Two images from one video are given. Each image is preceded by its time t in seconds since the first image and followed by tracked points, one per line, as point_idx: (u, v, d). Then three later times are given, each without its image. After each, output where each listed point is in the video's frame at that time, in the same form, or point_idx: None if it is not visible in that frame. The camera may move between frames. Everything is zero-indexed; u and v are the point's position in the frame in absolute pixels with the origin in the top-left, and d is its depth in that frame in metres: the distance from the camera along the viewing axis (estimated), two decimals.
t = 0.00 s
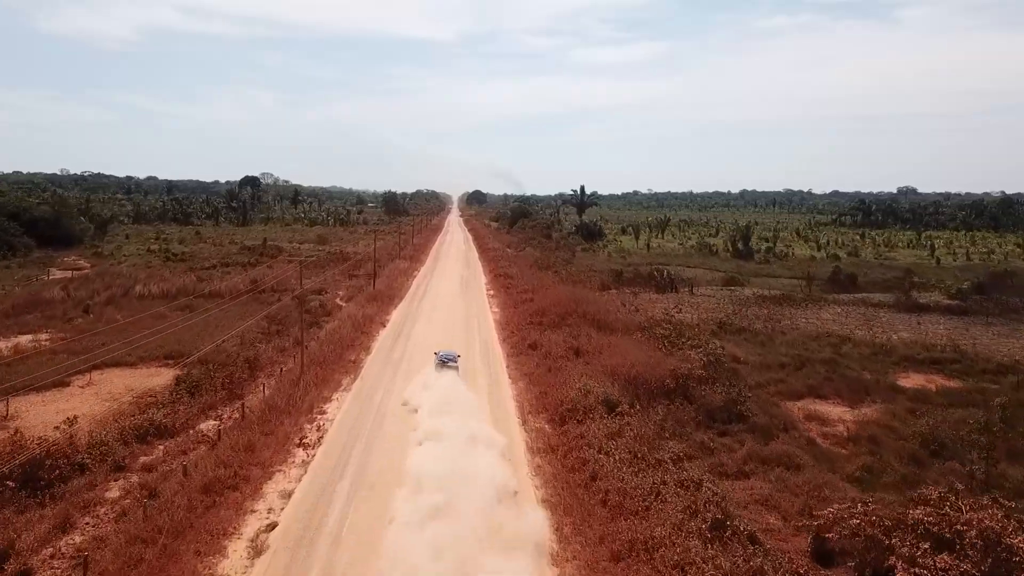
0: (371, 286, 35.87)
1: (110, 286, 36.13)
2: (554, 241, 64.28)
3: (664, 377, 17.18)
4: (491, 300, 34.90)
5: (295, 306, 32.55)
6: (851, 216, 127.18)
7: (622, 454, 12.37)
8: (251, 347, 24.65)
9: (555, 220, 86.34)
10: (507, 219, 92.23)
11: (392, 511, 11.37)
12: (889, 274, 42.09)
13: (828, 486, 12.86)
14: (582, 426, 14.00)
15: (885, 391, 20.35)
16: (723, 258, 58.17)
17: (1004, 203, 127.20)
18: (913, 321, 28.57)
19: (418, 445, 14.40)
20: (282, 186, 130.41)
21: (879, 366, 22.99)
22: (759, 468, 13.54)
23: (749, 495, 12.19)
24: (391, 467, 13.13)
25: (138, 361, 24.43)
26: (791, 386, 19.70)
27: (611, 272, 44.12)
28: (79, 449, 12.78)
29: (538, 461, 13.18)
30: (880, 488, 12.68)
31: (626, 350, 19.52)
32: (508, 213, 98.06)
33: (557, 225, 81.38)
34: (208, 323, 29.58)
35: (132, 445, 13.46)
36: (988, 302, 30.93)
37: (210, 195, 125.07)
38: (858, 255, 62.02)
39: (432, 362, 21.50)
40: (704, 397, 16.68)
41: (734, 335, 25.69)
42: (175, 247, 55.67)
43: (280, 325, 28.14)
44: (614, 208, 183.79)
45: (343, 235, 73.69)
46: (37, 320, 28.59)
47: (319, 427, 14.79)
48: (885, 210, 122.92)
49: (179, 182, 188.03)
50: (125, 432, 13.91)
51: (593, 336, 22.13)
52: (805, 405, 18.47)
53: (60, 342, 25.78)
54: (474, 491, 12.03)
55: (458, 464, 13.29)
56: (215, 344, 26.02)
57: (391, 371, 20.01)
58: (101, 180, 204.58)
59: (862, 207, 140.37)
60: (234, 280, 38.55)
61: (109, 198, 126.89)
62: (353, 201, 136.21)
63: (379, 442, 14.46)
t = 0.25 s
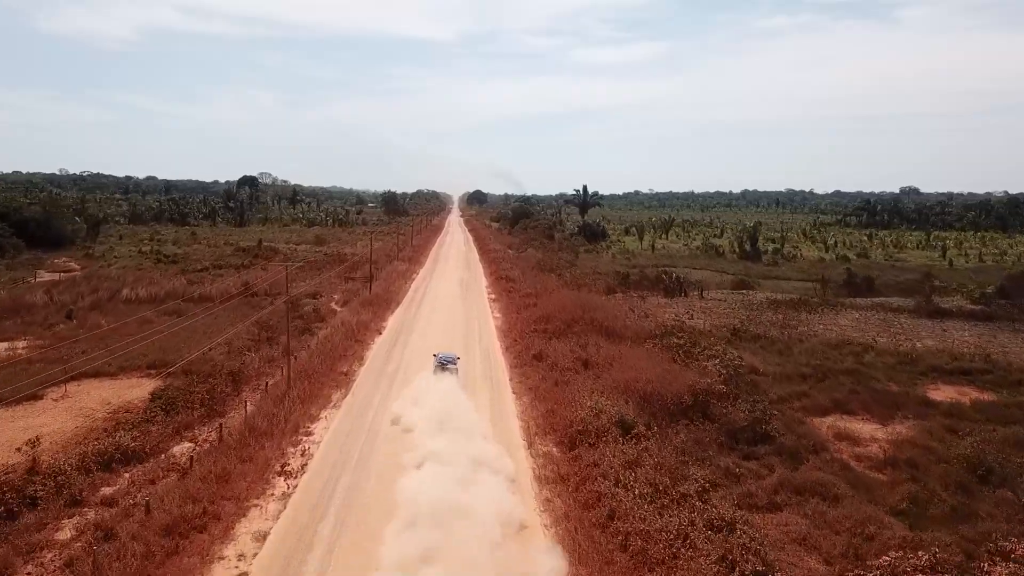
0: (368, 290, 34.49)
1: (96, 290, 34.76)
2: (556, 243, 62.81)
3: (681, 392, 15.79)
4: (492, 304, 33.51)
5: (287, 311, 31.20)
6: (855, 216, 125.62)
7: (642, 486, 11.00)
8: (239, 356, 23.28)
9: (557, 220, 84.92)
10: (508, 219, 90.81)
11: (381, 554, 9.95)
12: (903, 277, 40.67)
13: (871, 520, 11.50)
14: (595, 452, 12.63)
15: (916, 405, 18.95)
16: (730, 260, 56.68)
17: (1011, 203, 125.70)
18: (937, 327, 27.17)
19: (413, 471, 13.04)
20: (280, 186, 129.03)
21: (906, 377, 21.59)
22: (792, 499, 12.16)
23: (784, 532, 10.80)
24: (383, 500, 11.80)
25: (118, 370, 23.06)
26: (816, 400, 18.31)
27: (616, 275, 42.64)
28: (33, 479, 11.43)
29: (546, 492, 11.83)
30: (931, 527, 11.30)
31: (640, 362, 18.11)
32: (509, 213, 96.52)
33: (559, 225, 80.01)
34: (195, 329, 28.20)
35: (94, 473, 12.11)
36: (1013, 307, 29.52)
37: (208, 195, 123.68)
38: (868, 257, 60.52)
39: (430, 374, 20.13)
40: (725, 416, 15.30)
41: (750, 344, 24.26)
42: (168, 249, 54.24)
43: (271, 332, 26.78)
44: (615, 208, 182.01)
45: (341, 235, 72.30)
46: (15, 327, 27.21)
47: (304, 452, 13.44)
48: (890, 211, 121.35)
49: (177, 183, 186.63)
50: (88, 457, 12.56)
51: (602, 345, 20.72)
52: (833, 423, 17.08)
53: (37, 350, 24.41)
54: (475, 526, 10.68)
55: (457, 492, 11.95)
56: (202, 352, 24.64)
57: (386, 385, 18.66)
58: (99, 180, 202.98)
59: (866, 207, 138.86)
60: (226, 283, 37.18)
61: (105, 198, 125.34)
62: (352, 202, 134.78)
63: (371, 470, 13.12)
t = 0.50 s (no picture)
0: (366, 294, 33.14)
1: (85, 293, 33.47)
2: (562, 244, 61.39)
3: (704, 410, 14.38)
4: (496, 308, 32.08)
5: (282, 317, 29.85)
6: (863, 217, 123.97)
7: (669, 529, 9.62)
8: (228, 367, 21.92)
9: (562, 220, 83.55)
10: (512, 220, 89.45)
11: None
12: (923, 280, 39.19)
13: (928, 565, 10.08)
14: (613, 486, 11.23)
15: (955, 422, 17.52)
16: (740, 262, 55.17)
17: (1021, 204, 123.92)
18: (966, 335, 25.72)
19: (409, 503, 11.64)
20: (282, 186, 127.84)
21: (940, 390, 20.16)
22: (835, 538, 10.74)
23: None
24: (375, 540, 10.41)
25: (99, 381, 21.72)
26: (848, 418, 16.90)
27: (624, 278, 41.19)
28: None
29: (559, 530, 10.46)
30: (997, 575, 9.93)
31: (657, 376, 16.71)
32: (513, 213, 95.06)
33: (563, 226, 78.62)
34: (184, 336, 26.85)
35: (48, 508, 10.76)
36: None
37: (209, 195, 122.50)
38: (882, 259, 58.95)
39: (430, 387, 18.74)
40: (753, 439, 13.89)
41: (770, 353, 22.81)
42: (164, 250, 52.94)
43: (263, 340, 25.43)
44: (620, 208, 180.43)
45: (342, 236, 71.00)
46: None
47: (286, 481, 12.07)
48: (899, 211, 119.58)
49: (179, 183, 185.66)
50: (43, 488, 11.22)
51: (614, 356, 19.31)
52: (869, 443, 15.65)
53: (16, 358, 23.10)
54: (479, 569, 9.33)
55: (459, 529, 10.56)
56: (189, 361, 23.29)
57: (383, 400, 17.26)
58: (102, 179, 202.10)
59: (874, 207, 137.14)
60: (220, 286, 35.85)
61: (105, 198, 124.10)
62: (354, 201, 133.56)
63: (363, 504, 11.72)
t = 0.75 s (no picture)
0: (362, 298, 31.76)
1: (68, 297, 32.12)
2: (564, 245, 59.97)
3: (727, 433, 13.03)
4: (498, 312, 30.66)
5: (272, 324, 28.49)
6: (867, 216, 122.67)
7: None
8: (211, 380, 20.52)
9: (563, 220, 82.21)
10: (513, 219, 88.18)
11: None
12: (940, 284, 37.84)
13: None
14: (631, 528, 9.94)
15: (996, 441, 16.13)
16: (746, 264, 53.77)
17: None
18: (993, 343, 24.36)
19: (399, 547, 10.22)
20: (280, 186, 126.51)
21: (974, 404, 18.78)
22: None
23: None
24: None
25: (74, 394, 20.33)
26: (881, 438, 15.53)
27: (629, 281, 39.80)
28: None
29: None
30: None
31: (673, 393, 15.34)
32: (513, 213, 93.64)
33: (565, 226, 77.26)
34: (168, 344, 25.46)
35: None
36: None
37: (206, 195, 121.15)
38: (892, 260, 57.56)
39: (425, 404, 17.33)
40: (783, 467, 12.50)
41: (789, 364, 21.42)
42: (155, 252, 51.53)
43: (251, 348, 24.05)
44: (621, 208, 179.08)
45: (340, 237, 69.70)
46: None
47: (261, 519, 10.74)
48: (904, 210, 118.07)
49: (177, 183, 184.57)
50: None
51: (624, 370, 17.94)
52: (907, 468, 14.26)
53: None
54: None
55: None
56: (171, 373, 21.90)
57: (374, 419, 15.86)
58: (99, 179, 200.49)
59: (879, 207, 135.76)
60: (209, 290, 34.47)
61: (101, 199, 122.47)
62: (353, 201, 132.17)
63: (347, 547, 10.29)
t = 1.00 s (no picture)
0: (356, 303, 30.40)
1: (50, 301, 30.71)
2: (566, 246, 58.62)
3: (757, 462, 11.66)
4: (498, 318, 29.29)
5: (262, 331, 27.13)
6: (871, 216, 121.34)
7: None
8: (192, 394, 19.14)
9: (565, 221, 80.82)
10: (513, 220, 86.82)
11: None
12: (958, 287, 36.45)
13: None
14: None
15: None
16: (754, 266, 52.35)
17: None
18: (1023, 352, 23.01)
19: None
20: (278, 185, 125.09)
21: (1012, 420, 17.43)
22: None
23: None
24: None
25: (45, 408, 18.91)
26: (920, 462, 14.16)
27: (635, 284, 38.38)
28: None
29: None
30: None
31: (692, 413, 13.98)
32: (513, 213, 92.23)
33: (567, 226, 75.92)
34: (152, 352, 24.03)
35: None
36: None
37: (202, 195, 119.66)
38: (903, 262, 56.11)
39: (420, 423, 15.91)
40: (820, 501, 11.14)
41: (811, 376, 20.01)
42: (147, 253, 50.10)
43: (237, 359, 22.68)
44: (623, 208, 177.72)
45: (337, 238, 68.30)
46: None
47: (229, 567, 9.35)
48: (909, 211, 116.71)
49: (175, 183, 183.17)
50: None
51: (637, 386, 16.55)
52: (952, 497, 12.89)
53: None
54: None
55: None
56: (151, 385, 20.48)
57: (364, 441, 14.44)
58: (96, 180, 198.76)
59: (883, 207, 134.35)
60: (198, 294, 33.08)
61: (97, 199, 120.94)
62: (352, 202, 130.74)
63: None
